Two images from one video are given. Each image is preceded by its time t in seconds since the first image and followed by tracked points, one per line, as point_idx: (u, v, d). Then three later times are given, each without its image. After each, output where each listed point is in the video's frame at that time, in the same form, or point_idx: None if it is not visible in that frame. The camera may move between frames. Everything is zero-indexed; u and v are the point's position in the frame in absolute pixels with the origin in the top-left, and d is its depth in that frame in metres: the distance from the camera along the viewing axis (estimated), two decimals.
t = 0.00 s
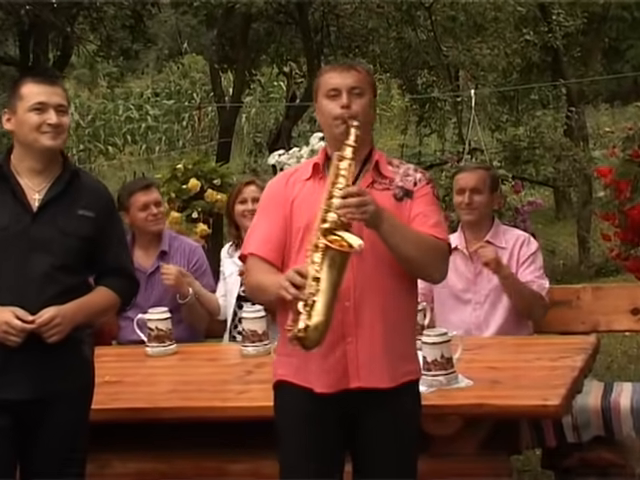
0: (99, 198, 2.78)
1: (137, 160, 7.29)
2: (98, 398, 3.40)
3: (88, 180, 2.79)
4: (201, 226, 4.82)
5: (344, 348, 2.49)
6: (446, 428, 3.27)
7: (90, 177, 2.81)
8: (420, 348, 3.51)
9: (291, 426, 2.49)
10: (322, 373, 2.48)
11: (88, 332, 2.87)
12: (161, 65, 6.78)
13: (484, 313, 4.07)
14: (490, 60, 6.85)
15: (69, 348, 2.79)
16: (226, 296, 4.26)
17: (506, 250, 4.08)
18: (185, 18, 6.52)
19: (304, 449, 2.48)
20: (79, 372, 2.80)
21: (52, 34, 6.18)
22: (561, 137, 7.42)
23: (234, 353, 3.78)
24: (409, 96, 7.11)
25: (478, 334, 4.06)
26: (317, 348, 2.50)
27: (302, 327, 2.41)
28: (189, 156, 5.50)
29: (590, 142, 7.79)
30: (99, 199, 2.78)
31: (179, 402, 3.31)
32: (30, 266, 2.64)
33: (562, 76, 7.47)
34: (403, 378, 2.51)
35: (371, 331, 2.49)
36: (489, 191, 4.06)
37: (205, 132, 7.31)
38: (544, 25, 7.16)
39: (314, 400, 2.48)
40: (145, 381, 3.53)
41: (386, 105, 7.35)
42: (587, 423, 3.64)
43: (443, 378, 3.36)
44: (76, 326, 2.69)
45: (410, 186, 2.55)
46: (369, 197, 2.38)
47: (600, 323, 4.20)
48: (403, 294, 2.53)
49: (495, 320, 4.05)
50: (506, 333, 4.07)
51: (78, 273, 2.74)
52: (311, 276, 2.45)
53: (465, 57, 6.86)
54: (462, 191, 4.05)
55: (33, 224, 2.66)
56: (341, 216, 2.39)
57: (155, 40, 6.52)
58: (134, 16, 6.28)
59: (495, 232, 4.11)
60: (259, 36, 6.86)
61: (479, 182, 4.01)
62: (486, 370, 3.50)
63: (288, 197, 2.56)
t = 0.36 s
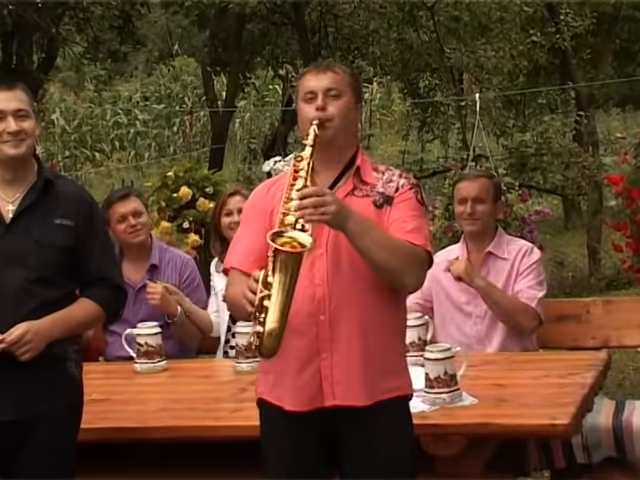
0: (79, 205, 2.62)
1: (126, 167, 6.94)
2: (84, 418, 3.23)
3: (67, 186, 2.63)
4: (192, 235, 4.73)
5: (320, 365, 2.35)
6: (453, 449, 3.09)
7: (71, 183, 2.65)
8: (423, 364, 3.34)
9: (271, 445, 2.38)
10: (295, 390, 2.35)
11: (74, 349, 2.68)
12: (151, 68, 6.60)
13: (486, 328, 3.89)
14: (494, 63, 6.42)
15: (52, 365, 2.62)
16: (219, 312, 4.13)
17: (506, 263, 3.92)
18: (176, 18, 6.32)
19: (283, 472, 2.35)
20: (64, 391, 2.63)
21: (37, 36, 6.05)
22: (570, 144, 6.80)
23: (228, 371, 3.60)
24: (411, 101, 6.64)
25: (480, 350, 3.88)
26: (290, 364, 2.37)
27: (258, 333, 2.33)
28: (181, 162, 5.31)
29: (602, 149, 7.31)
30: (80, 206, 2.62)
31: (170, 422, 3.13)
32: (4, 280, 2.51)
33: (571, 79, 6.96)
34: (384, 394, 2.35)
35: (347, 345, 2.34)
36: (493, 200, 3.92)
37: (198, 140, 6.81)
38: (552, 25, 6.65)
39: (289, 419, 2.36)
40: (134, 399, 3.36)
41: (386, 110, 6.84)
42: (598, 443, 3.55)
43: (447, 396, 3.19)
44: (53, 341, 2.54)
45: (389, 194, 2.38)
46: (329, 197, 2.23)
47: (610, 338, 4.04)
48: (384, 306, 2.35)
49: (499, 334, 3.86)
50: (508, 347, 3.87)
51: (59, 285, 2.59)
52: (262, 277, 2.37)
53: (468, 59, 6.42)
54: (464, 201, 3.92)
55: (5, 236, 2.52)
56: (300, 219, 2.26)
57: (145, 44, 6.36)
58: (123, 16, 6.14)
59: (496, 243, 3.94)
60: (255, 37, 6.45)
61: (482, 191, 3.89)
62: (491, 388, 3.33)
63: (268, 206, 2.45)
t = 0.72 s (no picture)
0: (55, 206, 2.49)
1: (114, 171, 6.54)
2: (70, 434, 3.06)
3: (42, 186, 2.49)
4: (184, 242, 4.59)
5: (337, 380, 2.21)
6: (459, 467, 2.93)
7: (46, 182, 2.51)
8: (426, 378, 3.18)
9: (272, 465, 2.23)
10: (308, 408, 2.20)
11: (57, 361, 2.53)
12: (140, 66, 6.40)
13: (497, 339, 3.74)
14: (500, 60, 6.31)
15: (32, 377, 2.48)
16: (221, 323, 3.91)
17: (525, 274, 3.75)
18: (167, 15, 6.21)
19: None
20: (46, 405, 2.49)
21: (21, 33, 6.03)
22: (580, 146, 6.36)
23: (222, 385, 3.44)
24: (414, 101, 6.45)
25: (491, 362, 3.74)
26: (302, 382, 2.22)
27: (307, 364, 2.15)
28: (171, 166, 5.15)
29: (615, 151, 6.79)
30: (55, 206, 2.49)
31: (159, 438, 2.97)
32: None
33: (582, 79, 6.53)
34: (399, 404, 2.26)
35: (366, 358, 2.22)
36: (507, 205, 3.75)
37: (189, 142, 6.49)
38: (561, 22, 6.40)
39: (299, 438, 2.21)
40: (122, 415, 3.20)
41: (388, 111, 6.53)
42: (609, 460, 3.57)
43: (451, 411, 3.02)
44: (29, 350, 2.41)
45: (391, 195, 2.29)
46: (361, 209, 2.16)
47: (622, 350, 3.88)
48: (396, 314, 2.26)
49: (509, 347, 3.72)
50: (519, 360, 3.74)
51: (36, 290, 2.46)
52: (312, 299, 2.19)
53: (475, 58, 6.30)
54: (476, 205, 3.75)
55: None
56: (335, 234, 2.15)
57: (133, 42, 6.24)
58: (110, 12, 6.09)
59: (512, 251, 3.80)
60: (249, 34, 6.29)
61: (496, 195, 3.71)
62: (498, 402, 3.17)
63: (261, 214, 2.26)
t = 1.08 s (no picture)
0: (33, 209, 2.34)
1: (101, 175, 6.40)
2: (54, 452, 2.89)
3: (19, 188, 2.35)
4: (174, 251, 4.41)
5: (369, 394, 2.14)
6: None
7: (24, 184, 2.36)
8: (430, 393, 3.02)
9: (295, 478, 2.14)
10: (340, 423, 2.13)
11: (39, 375, 2.37)
12: (129, 65, 6.19)
13: (508, 353, 3.59)
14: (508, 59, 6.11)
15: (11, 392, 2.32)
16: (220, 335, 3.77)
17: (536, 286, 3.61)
18: (156, 12, 6.07)
19: None
20: (27, 421, 2.33)
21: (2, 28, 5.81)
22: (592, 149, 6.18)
23: (215, 400, 3.28)
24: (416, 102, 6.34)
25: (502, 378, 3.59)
26: (333, 398, 2.14)
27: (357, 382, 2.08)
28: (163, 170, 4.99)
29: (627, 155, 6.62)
30: (33, 210, 2.34)
31: (148, 456, 2.80)
32: None
33: (593, 78, 6.19)
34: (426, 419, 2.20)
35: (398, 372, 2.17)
36: (514, 211, 3.62)
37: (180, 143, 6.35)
38: (572, 19, 6.08)
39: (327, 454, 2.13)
40: (110, 432, 3.03)
41: (389, 111, 6.41)
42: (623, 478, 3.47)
43: (455, 427, 2.86)
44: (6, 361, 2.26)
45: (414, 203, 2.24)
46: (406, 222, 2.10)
47: (634, 364, 3.72)
48: (421, 327, 2.21)
49: (521, 363, 3.59)
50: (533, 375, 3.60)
51: (12, 298, 2.32)
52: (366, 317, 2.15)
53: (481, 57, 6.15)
54: (482, 210, 3.62)
55: None
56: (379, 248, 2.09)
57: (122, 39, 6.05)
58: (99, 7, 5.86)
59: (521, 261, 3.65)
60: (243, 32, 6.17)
61: (501, 200, 3.60)
62: (505, 418, 3.01)
63: (282, 220, 2.16)
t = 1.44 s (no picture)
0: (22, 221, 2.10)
1: (84, 182, 6.28)
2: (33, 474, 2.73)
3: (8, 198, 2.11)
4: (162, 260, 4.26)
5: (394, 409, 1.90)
6: None
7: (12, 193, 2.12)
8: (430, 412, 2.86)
9: None
10: (364, 440, 1.90)
11: (20, 392, 2.12)
12: (111, 66, 6.18)
13: (503, 364, 3.44)
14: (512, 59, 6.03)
15: None
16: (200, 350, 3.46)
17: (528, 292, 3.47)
18: (142, 10, 6.03)
19: None
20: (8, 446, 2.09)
21: None
22: (600, 153, 6.02)
23: (205, 418, 3.12)
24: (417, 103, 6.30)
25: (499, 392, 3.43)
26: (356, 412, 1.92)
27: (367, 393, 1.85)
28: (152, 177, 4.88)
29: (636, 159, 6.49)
30: (22, 222, 2.10)
31: None
32: None
33: (601, 79, 6.13)
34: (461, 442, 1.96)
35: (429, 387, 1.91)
36: (507, 217, 3.45)
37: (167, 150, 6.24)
38: (579, 18, 5.96)
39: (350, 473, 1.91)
40: (93, 452, 2.87)
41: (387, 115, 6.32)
42: None
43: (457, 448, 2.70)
44: None
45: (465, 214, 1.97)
46: (434, 229, 1.84)
47: None
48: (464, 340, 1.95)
49: (516, 375, 3.43)
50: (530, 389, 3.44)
51: None
52: (375, 327, 1.89)
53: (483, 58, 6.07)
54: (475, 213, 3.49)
55: None
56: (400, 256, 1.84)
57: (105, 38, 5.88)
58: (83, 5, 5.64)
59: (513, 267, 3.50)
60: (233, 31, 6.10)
61: (496, 204, 3.43)
62: (510, 438, 2.85)
63: (316, 224, 1.94)
